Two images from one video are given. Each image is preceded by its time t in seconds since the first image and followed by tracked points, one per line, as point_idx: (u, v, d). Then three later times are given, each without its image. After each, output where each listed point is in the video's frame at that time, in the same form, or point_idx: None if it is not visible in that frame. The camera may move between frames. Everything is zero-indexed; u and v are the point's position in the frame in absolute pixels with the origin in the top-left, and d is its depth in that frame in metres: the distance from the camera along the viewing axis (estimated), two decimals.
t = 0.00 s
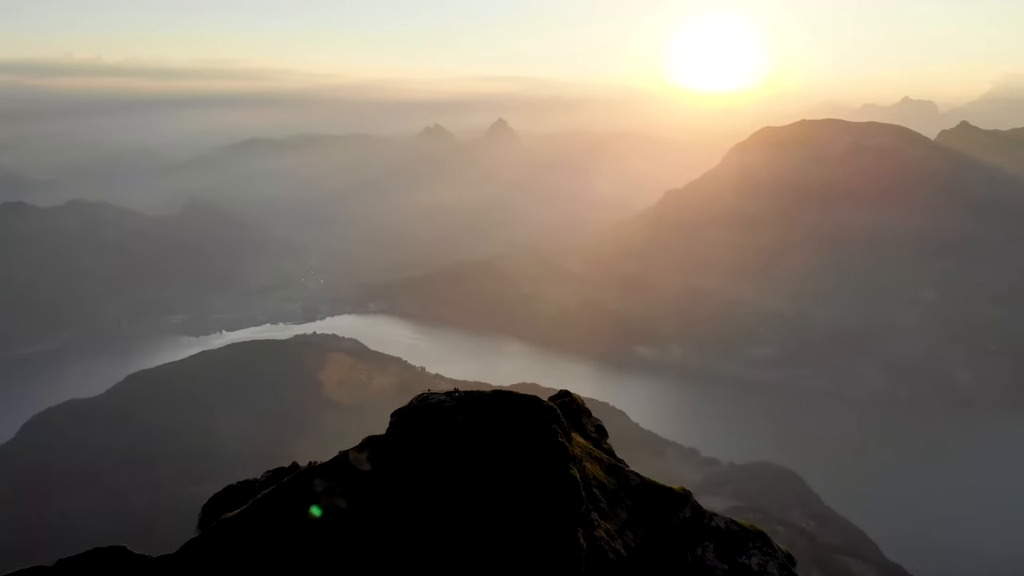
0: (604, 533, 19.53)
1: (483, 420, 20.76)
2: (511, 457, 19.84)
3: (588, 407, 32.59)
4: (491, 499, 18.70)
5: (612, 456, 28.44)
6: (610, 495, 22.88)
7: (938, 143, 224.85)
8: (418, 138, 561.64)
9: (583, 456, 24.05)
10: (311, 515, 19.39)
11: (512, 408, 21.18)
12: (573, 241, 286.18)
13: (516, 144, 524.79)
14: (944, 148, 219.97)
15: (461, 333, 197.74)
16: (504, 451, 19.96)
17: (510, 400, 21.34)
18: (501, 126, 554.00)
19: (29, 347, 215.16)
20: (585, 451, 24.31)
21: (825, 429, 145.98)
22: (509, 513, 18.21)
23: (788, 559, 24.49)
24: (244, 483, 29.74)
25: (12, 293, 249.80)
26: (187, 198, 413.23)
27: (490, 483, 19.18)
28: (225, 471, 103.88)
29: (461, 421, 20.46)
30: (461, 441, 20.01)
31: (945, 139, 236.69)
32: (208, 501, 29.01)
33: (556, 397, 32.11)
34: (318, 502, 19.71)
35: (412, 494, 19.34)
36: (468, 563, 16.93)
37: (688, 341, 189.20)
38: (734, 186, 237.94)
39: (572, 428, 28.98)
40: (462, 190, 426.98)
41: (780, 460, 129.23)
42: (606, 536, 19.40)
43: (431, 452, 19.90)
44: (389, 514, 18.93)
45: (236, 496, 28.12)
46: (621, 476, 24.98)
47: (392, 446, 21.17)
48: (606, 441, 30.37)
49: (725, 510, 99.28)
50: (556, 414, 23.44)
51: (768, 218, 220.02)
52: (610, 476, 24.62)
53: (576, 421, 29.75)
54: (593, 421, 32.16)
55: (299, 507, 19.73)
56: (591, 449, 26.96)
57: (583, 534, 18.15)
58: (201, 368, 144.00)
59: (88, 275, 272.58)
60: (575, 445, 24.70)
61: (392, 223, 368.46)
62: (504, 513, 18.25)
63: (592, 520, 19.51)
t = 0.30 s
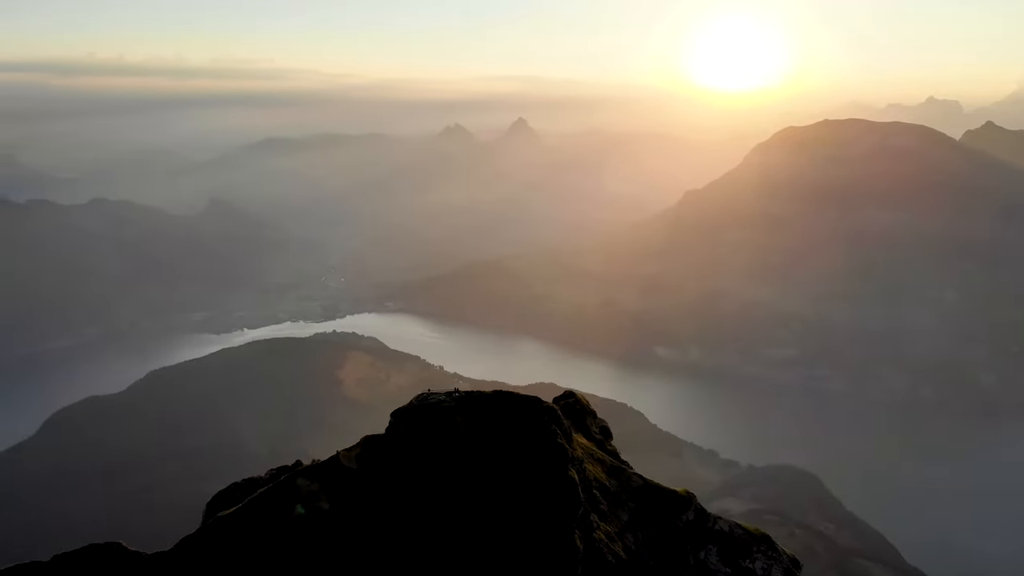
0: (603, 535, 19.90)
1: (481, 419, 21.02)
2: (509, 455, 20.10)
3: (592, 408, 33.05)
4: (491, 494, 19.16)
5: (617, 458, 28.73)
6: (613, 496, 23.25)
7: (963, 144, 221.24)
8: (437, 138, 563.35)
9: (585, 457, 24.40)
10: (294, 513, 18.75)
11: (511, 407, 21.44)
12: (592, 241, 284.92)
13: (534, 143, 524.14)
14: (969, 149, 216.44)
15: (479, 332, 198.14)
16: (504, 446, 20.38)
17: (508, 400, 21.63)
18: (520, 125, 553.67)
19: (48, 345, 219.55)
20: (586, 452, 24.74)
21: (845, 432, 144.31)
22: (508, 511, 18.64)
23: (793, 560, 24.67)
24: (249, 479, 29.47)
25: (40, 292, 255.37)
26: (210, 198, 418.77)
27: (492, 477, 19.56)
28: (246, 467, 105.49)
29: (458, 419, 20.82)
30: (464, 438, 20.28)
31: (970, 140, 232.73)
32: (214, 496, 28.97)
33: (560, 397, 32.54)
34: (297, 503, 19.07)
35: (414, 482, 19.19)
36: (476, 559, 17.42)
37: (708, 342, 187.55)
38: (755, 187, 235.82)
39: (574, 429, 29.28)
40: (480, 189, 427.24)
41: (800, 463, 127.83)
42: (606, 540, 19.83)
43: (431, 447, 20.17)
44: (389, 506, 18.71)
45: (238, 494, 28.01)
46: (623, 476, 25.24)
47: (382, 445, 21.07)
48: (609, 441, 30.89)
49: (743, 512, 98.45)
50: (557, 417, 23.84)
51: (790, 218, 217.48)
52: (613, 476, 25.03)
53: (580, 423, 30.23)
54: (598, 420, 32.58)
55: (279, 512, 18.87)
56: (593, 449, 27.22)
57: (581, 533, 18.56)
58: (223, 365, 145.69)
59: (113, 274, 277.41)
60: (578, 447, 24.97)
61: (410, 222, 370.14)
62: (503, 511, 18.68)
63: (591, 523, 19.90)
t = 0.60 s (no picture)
0: (601, 536, 21.59)
1: (479, 419, 22.73)
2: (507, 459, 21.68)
3: (597, 410, 34.85)
4: (492, 499, 20.83)
5: (618, 460, 30.47)
6: (614, 498, 25.01)
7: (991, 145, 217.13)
8: (456, 138, 563.98)
9: (585, 459, 26.05)
10: (297, 509, 21.57)
11: (507, 408, 22.79)
12: (611, 241, 283.84)
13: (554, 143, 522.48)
14: (996, 150, 212.39)
15: (497, 331, 198.66)
16: (500, 455, 21.78)
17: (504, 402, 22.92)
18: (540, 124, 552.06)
19: (73, 341, 224.68)
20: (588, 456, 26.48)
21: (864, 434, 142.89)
22: (508, 513, 20.29)
23: (798, 566, 26.46)
24: (253, 478, 31.06)
25: (67, 290, 261.11)
26: (232, 196, 424.07)
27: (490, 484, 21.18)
28: (266, 462, 107.19)
29: (456, 420, 22.65)
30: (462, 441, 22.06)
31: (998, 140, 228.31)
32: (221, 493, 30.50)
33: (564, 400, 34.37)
34: (301, 497, 21.86)
35: (405, 492, 21.60)
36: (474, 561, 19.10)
37: (727, 343, 186.42)
38: (777, 187, 233.48)
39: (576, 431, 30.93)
40: (499, 189, 427.27)
41: (819, 465, 126.81)
42: (604, 541, 21.51)
43: (431, 450, 22.18)
44: (379, 516, 21.25)
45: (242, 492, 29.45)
46: (625, 479, 26.89)
47: (384, 442, 23.49)
48: (614, 444, 32.70)
49: (760, 514, 98.04)
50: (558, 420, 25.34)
51: (812, 219, 215.26)
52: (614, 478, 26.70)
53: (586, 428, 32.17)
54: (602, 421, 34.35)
55: (282, 504, 21.61)
56: (594, 450, 28.86)
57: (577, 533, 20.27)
58: (244, 363, 147.97)
59: (137, 271, 282.39)
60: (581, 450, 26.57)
61: (429, 222, 371.38)
62: (504, 512, 20.39)
63: (589, 525, 21.53)
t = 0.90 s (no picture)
0: (599, 539, 22.05)
1: (476, 417, 24.30)
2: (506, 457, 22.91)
3: (601, 409, 35.07)
4: (490, 495, 21.67)
5: (621, 461, 30.73)
6: (616, 501, 25.42)
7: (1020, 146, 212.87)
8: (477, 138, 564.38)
9: (586, 461, 26.39)
10: (278, 511, 22.32)
11: (507, 408, 24.50)
12: (631, 241, 282.51)
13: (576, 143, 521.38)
14: None
15: (516, 331, 198.82)
16: (498, 447, 23.17)
17: (508, 402, 24.74)
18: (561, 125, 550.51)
19: (98, 338, 229.22)
20: (590, 458, 26.76)
21: (887, 437, 141.04)
22: (505, 512, 21.00)
23: (801, 570, 28.57)
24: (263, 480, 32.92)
25: (94, 289, 266.48)
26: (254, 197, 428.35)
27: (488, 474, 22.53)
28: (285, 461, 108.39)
29: (456, 419, 24.24)
30: (463, 438, 23.61)
31: None
32: (221, 492, 32.74)
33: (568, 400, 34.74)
34: (280, 499, 22.62)
35: (399, 492, 22.50)
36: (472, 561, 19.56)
37: (747, 345, 184.69)
38: (800, 190, 231.33)
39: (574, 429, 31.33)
40: (519, 189, 426.94)
41: (840, 469, 125.55)
42: (602, 544, 21.90)
43: (426, 442, 23.76)
44: (375, 515, 21.95)
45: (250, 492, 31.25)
46: (627, 483, 27.26)
47: (372, 446, 24.60)
48: (617, 444, 32.94)
49: (779, 517, 97.16)
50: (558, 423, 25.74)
51: (834, 220, 212.30)
52: (616, 481, 27.19)
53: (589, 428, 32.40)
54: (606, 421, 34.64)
55: (262, 508, 22.30)
56: (596, 451, 29.17)
57: (572, 533, 20.74)
58: (265, 361, 149.80)
59: (161, 269, 287.10)
60: (583, 453, 26.89)
61: (449, 222, 372.11)
62: (501, 513, 21.01)
63: (588, 528, 21.89)
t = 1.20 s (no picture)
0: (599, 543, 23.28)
1: (475, 416, 28.66)
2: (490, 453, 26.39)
3: (606, 412, 36.43)
4: (491, 497, 23.93)
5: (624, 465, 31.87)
6: (616, 503, 26.68)
7: None
8: (496, 138, 564.51)
9: (587, 464, 27.96)
10: (254, 511, 25.98)
11: (506, 406, 28.79)
12: (651, 242, 281.02)
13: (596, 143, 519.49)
14: None
15: (534, 331, 199.00)
16: (503, 445, 26.78)
17: (500, 400, 29.10)
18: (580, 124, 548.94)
19: (123, 336, 233.51)
20: (593, 464, 28.21)
21: (908, 440, 139.32)
22: (508, 516, 23.12)
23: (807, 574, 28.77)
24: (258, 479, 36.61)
25: (119, 286, 271.54)
26: (275, 196, 432.15)
27: (457, 469, 25.83)
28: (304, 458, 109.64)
29: (455, 419, 28.60)
30: (460, 436, 27.50)
31: None
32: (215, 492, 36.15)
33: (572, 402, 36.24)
34: (259, 501, 26.32)
35: (361, 489, 25.93)
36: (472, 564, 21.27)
37: (767, 346, 183.20)
38: (822, 190, 228.84)
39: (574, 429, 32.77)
40: (539, 189, 426.45)
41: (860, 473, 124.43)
42: (600, 546, 23.09)
43: (425, 434, 28.10)
44: (331, 510, 25.29)
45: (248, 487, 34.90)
46: (629, 485, 28.68)
47: (354, 451, 28.59)
48: (623, 448, 34.16)
49: (797, 520, 96.37)
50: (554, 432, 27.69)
51: (857, 221, 209.83)
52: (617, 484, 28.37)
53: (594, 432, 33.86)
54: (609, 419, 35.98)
55: (241, 507, 26.04)
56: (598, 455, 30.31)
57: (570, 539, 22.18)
58: (285, 359, 151.79)
59: (185, 268, 291.63)
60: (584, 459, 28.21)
61: (469, 222, 372.74)
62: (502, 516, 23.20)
63: (587, 532, 23.17)
